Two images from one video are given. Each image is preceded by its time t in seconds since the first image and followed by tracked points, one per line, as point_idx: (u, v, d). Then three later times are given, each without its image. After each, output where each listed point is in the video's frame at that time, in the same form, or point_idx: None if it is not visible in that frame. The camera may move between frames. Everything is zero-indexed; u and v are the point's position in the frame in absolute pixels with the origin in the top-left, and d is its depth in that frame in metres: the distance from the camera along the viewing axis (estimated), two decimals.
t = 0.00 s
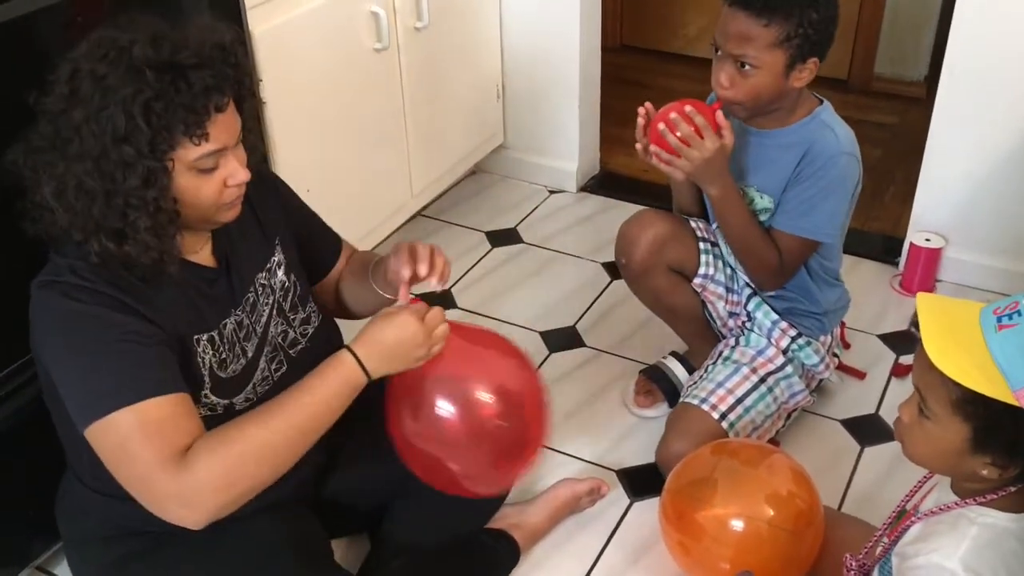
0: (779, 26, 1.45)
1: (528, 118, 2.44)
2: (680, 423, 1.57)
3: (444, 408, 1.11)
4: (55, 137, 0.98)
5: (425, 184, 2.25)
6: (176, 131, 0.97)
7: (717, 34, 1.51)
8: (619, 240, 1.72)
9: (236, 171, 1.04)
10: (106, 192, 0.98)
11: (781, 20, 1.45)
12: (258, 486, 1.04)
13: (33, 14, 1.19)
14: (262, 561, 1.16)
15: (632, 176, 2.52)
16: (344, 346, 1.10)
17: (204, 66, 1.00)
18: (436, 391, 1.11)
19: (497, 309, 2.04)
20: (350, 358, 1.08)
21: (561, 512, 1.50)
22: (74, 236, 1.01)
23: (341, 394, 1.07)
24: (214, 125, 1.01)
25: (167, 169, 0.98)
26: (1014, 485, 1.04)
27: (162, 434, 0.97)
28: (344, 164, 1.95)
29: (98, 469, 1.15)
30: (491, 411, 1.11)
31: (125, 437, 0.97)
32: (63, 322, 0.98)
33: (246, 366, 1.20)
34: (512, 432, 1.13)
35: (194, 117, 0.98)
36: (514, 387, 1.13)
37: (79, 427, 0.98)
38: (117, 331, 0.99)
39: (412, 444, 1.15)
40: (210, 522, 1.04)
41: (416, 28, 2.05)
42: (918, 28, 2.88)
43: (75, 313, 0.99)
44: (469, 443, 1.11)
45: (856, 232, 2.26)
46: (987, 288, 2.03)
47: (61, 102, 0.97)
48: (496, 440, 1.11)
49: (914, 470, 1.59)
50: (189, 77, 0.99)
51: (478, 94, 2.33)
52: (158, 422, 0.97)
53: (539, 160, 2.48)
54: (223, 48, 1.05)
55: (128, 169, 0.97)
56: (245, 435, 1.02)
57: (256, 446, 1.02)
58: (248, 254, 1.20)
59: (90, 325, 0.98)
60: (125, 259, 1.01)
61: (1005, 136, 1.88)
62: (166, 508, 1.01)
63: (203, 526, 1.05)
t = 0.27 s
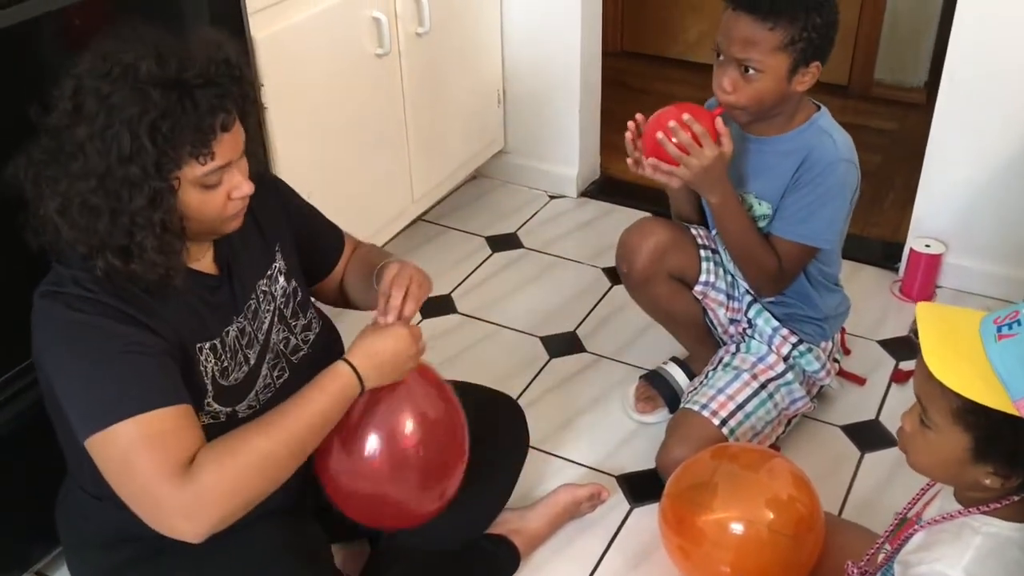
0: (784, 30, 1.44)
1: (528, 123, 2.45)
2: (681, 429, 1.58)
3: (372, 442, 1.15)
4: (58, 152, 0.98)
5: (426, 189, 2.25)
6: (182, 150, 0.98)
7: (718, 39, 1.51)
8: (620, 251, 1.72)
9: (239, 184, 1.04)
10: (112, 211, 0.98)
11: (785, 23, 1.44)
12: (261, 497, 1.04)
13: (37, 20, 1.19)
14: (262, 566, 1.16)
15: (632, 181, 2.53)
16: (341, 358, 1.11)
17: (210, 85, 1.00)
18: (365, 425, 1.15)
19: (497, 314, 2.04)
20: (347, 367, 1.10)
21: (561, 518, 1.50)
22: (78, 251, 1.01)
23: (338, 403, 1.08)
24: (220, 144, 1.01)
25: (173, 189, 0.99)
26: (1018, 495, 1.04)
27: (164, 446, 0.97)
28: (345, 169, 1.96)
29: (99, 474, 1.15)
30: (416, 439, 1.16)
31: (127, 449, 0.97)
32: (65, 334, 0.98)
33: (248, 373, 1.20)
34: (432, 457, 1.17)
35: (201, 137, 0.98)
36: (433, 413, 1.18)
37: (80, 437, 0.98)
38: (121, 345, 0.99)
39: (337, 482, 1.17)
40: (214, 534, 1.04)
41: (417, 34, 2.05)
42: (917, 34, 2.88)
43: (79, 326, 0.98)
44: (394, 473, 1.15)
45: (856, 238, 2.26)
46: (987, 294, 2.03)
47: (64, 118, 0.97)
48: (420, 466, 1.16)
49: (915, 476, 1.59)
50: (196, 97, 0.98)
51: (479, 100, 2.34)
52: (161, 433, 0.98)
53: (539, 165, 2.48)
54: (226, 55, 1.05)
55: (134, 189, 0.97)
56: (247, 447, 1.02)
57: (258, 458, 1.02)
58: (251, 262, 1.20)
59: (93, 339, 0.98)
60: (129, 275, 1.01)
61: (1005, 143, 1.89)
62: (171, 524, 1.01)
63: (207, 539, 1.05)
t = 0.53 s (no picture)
0: (790, 32, 1.44)
1: (527, 128, 2.44)
2: (679, 435, 1.57)
3: (351, 469, 1.14)
4: (57, 164, 0.98)
5: (425, 194, 2.25)
6: (182, 172, 0.97)
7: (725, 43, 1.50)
8: (623, 257, 1.72)
9: (238, 199, 1.04)
10: (112, 229, 0.97)
11: (791, 26, 1.44)
12: (257, 503, 1.04)
13: (37, 26, 1.19)
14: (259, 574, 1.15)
15: (630, 187, 2.53)
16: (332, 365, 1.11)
17: (212, 105, 0.99)
18: (344, 452, 1.14)
19: (496, 320, 2.04)
20: (340, 373, 1.10)
21: (559, 525, 1.50)
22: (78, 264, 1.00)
23: (333, 409, 1.08)
24: (221, 162, 1.00)
25: (172, 209, 0.98)
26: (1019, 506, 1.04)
27: (160, 453, 0.97)
28: (344, 175, 1.95)
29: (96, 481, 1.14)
30: (396, 466, 1.15)
31: (124, 457, 0.96)
32: (63, 348, 0.98)
33: (247, 380, 1.19)
34: (412, 483, 1.17)
35: (201, 159, 0.97)
36: (414, 439, 1.18)
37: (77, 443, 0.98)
38: (122, 351, 0.98)
39: (314, 509, 1.16)
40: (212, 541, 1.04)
41: (416, 39, 2.05)
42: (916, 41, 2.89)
43: (77, 334, 0.98)
44: (374, 500, 1.14)
45: (855, 244, 2.26)
46: (985, 301, 2.03)
47: (63, 133, 0.96)
48: (401, 493, 1.16)
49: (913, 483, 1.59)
50: (198, 119, 0.97)
51: (478, 105, 2.34)
52: (158, 441, 0.97)
53: (538, 170, 2.48)
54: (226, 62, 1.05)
55: (133, 209, 0.96)
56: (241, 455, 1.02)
57: (253, 466, 1.02)
58: (250, 268, 1.20)
59: (91, 354, 0.97)
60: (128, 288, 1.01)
61: (1003, 150, 1.89)
62: (166, 534, 1.00)
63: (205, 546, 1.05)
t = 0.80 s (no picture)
0: (793, 35, 1.44)
1: (526, 132, 2.44)
2: (679, 440, 1.57)
3: (353, 463, 1.14)
4: (54, 170, 0.97)
5: (423, 198, 2.25)
6: (178, 186, 0.97)
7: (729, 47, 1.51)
8: (619, 253, 1.72)
9: (236, 210, 1.04)
10: (108, 239, 0.97)
11: (796, 29, 1.44)
12: (239, 516, 1.03)
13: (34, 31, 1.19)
14: None
15: (629, 190, 2.53)
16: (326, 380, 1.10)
17: (212, 119, 0.99)
18: (346, 447, 1.15)
19: (494, 324, 2.03)
20: (330, 389, 1.09)
21: (558, 530, 1.49)
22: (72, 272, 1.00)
23: (320, 424, 1.08)
24: (219, 175, 1.00)
25: (168, 222, 0.98)
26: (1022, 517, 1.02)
27: (144, 461, 0.97)
28: (342, 179, 1.95)
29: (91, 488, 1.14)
30: (398, 462, 1.15)
31: (109, 465, 0.96)
32: (58, 357, 0.97)
33: (243, 387, 1.19)
34: (414, 479, 1.17)
35: (199, 173, 0.97)
36: (415, 437, 1.18)
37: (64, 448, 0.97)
38: (113, 360, 0.98)
39: (316, 503, 1.17)
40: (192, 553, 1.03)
41: (414, 43, 2.05)
42: (914, 44, 2.89)
43: (71, 341, 0.98)
44: (375, 495, 1.15)
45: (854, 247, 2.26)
46: (984, 304, 2.03)
47: (60, 142, 0.95)
48: (402, 489, 1.16)
49: (912, 487, 1.59)
50: (196, 132, 0.97)
51: (476, 109, 2.34)
52: (143, 450, 0.97)
53: (536, 174, 2.48)
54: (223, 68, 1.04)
55: (129, 221, 0.96)
56: (225, 467, 1.01)
57: (237, 478, 1.01)
58: (242, 269, 1.19)
59: (87, 364, 0.97)
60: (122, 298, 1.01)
61: (1001, 154, 1.89)
62: (148, 547, 0.99)
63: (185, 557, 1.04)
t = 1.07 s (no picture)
0: (799, 38, 1.43)
1: (526, 132, 2.44)
2: (679, 440, 1.57)
3: (333, 505, 1.07)
4: (53, 175, 0.97)
5: (422, 198, 2.24)
6: (179, 196, 0.97)
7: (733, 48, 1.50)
8: (617, 250, 1.72)
9: (235, 217, 1.04)
10: (109, 248, 0.97)
11: (802, 31, 1.43)
12: (203, 532, 1.02)
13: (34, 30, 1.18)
14: None
15: (629, 189, 2.52)
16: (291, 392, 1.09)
17: (215, 129, 0.99)
18: (325, 487, 1.08)
19: (494, 324, 2.03)
20: (297, 406, 1.07)
21: (557, 530, 1.49)
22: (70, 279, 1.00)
23: (286, 442, 1.06)
24: (219, 185, 1.00)
25: (169, 231, 0.98)
26: None
27: (117, 473, 0.95)
28: (341, 179, 1.95)
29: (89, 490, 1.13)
30: (382, 500, 1.09)
31: (84, 474, 0.95)
32: (56, 364, 0.97)
33: (240, 391, 1.19)
34: (402, 517, 1.10)
35: (200, 184, 0.97)
36: (400, 472, 1.11)
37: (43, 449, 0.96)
38: (104, 365, 0.98)
39: (296, 543, 1.10)
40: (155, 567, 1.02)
41: (413, 43, 2.05)
42: (913, 43, 2.89)
43: (69, 348, 0.97)
44: (359, 537, 1.08)
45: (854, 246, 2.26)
46: (984, 303, 2.03)
47: (61, 150, 0.95)
48: (387, 528, 1.09)
49: (912, 487, 1.58)
50: (199, 143, 0.97)
51: (475, 109, 2.34)
52: (117, 462, 0.96)
53: (536, 173, 2.47)
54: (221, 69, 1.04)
55: (131, 231, 0.96)
56: (192, 483, 1.00)
57: (202, 495, 1.00)
58: (243, 274, 1.19)
59: (89, 373, 0.97)
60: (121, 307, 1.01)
61: (1002, 153, 1.89)
62: (113, 559, 0.98)
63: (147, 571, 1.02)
